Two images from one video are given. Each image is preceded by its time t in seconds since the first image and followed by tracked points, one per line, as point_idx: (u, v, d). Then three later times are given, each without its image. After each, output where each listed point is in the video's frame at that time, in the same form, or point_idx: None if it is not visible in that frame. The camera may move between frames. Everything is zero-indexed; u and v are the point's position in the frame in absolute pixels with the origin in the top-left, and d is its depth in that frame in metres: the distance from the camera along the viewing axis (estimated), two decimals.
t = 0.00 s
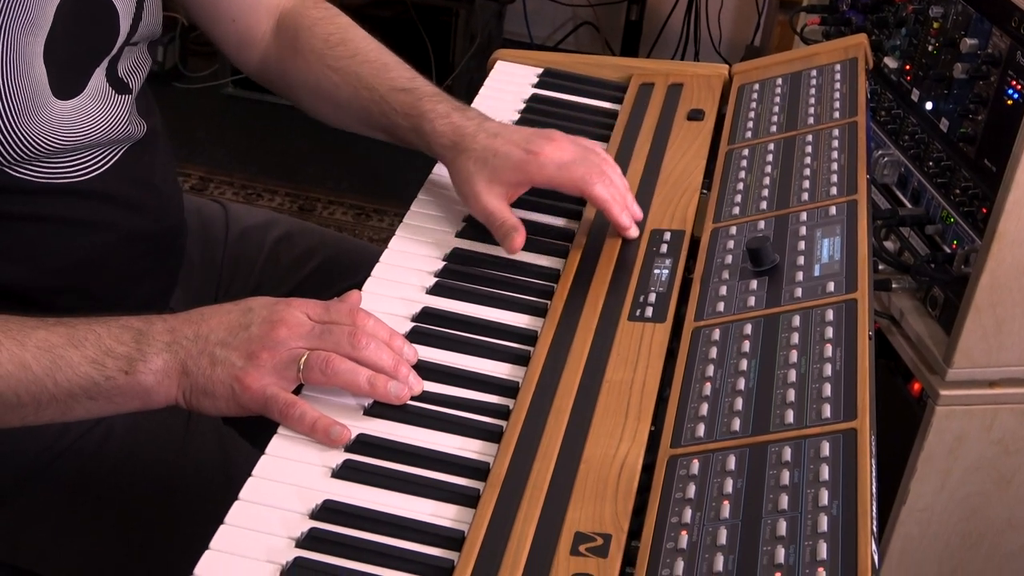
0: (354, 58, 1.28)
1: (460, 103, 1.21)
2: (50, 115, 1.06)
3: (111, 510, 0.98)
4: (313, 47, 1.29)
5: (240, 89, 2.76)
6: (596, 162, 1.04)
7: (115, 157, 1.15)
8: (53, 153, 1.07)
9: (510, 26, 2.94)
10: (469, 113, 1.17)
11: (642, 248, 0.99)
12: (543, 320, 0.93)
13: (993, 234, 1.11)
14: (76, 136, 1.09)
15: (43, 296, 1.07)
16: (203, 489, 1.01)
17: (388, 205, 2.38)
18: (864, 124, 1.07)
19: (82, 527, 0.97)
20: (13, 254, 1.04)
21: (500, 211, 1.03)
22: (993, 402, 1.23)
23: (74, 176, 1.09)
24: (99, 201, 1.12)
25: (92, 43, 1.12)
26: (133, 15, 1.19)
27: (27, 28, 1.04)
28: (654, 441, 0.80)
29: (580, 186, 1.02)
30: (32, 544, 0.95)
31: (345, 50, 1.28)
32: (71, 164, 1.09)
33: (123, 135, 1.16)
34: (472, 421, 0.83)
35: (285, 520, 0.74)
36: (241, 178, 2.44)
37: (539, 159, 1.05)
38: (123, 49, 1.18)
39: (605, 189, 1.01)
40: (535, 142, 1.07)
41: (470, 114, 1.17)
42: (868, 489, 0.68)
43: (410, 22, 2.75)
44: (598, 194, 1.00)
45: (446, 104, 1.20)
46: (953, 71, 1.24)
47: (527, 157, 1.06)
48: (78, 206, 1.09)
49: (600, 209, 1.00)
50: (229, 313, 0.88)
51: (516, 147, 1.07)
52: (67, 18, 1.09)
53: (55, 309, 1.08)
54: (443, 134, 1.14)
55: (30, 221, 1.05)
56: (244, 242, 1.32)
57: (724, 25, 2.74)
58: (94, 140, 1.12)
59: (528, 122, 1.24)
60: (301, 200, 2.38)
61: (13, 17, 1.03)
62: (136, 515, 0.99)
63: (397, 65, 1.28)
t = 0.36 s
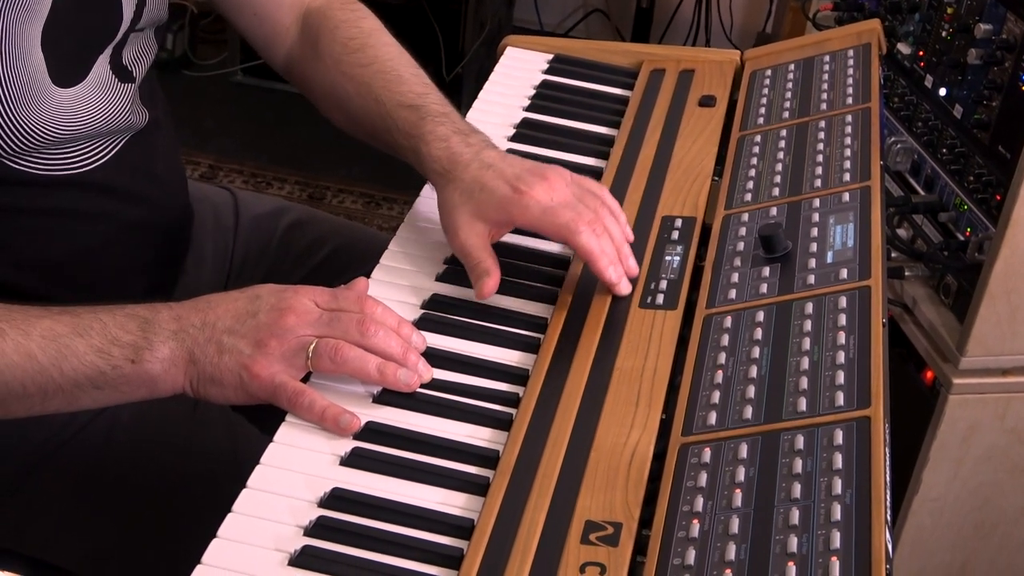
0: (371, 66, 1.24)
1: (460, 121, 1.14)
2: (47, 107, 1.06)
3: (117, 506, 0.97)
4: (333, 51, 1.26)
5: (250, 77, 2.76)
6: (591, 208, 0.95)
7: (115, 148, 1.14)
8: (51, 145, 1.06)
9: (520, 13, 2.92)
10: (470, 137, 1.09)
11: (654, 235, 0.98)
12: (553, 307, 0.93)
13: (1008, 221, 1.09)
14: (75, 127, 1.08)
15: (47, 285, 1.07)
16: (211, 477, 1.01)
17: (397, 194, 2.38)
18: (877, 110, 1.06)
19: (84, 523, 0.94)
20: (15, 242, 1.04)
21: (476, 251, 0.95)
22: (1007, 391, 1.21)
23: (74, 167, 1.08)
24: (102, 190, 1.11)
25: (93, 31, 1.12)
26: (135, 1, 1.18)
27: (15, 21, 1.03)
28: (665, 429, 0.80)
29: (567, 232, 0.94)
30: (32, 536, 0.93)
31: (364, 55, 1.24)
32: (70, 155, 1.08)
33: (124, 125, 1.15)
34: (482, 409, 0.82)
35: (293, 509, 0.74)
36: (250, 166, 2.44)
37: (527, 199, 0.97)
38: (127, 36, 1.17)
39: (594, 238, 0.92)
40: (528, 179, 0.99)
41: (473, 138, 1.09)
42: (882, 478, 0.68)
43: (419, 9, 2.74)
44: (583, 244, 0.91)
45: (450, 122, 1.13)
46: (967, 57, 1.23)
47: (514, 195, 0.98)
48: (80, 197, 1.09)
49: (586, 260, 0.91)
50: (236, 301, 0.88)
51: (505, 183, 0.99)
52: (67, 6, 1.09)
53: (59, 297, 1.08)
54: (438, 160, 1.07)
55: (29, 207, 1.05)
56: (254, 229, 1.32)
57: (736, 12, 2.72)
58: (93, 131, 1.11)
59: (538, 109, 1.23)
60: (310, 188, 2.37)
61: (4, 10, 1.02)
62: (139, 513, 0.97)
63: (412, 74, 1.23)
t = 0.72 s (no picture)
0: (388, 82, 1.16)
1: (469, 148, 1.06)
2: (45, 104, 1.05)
3: (117, 505, 0.97)
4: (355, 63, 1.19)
5: (257, 67, 2.76)
6: (583, 268, 0.86)
7: (116, 147, 1.12)
8: (47, 143, 1.05)
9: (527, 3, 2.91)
10: (476, 172, 1.00)
11: (660, 225, 0.97)
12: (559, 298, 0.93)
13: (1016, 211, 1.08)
14: (75, 124, 1.07)
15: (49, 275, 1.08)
16: (214, 466, 1.02)
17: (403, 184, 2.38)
18: (886, 100, 1.05)
19: (82, 524, 0.95)
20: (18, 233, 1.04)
21: (459, 302, 0.87)
22: (1018, 381, 1.20)
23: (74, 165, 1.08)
24: (109, 183, 1.11)
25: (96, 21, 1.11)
26: None
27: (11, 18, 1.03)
28: (671, 421, 0.79)
29: (550, 295, 0.84)
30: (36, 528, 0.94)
31: (385, 70, 1.17)
32: (71, 153, 1.07)
33: (126, 122, 1.14)
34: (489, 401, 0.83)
35: (297, 501, 0.74)
36: (257, 157, 2.44)
37: (513, 252, 0.87)
38: (134, 29, 1.16)
39: (577, 305, 0.83)
40: (519, 231, 0.89)
41: (482, 172, 1.01)
42: (889, 470, 0.67)
43: None
44: (563, 311, 0.82)
45: (459, 151, 1.04)
46: (977, 46, 1.22)
47: (501, 246, 0.88)
48: (84, 188, 1.09)
49: (565, 328, 0.82)
50: (240, 291, 0.88)
51: (495, 231, 0.90)
52: None
53: (61, 286, 1.09)
54: (436, 192, 0.99)
55: (32, 198, 1.05)
56: (263, 221, 1.32)
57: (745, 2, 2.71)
58: (95, 128, 1.10)
59: (544, 100, 1.23)
60: (317, 179, 2.37)
61: None
62: (140, 511, 0.97)
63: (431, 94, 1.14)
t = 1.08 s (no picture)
0: (403, 106, 1.06)
1: (479, 192, 0.93)
2: (51, 102, 1.04)
3: (117, 497, 0.97)
4: (374, 80, 1.11)
5: (265, 56, 2.76)
6: (566, 340, 0.76)
7: (119, 145, 1.12)
8: (53, 140, 1.05)
9: None
10: (477, 217, 0.89)
11: (666, 213, 0.97)
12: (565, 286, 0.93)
13: None
14: (81, 121, 1.07)
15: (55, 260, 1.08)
16: (219, 449, 1.02)
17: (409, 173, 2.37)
18: (893, 88, 1.05)
19: (84, 521, 0.95)
20: (24, 217, 1.04)
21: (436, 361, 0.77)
22: None
23: (80, 161, 1.08)
24: (116, 170, 1.12)
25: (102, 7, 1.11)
26: None
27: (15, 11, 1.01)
28: (677, 408, 0.79)
29: (525, 367, 0.74)
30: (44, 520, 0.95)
31: (402, 91, 1.08)
32: (76, 149, 1.07)
33: (132, 118, 1.13)
34: (494, 388, 0.83)
35: (303, 486, 0.74)
36: (264, 145, 2.44)
37: (493, 314, 0.77)
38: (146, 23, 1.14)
39: (553, 381, 0.73)
40: (506, 289, 0.79)
41: (485, 218, 0.89)
42: (894, 456, 0.67)
43: None
44: (536, 386, 0.73)
45: (463, 189, 0.93)
46: (985, 33, 1.21)
47: (482, 302, 0.78)
48: (90, 175, 1.09)
49: (536, 405, 0.73)
50: (245, 276, 0.88)
51: (479, 285, 0.80)
52: None
53: (67, 270, 1.09)
54: (431, 234, 0.88)
55: (37, 184, 1.05)
56: (274, 212, 1.33)
57: None
58: (101, 124, 1.09)
59: (550, 87, 1.22)
60: (324, 168, 2.37)
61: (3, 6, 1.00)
62: (141, 503, 0.97)
63: (444, 121, 1.03)
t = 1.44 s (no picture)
0: (405, 122, 0.96)
1: (481, 225, 0.84)
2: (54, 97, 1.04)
3: (116, 501, 0.97)
4: (378, 91, 1.02)
5: (269, 45, 2.76)
6: (547, 409, 0.70)
7: (121, 141, 1.12)
8: (56, 135, 1.05)
9: None
10: (474, 253, 0.80)
11: (668, 198, 0.97)
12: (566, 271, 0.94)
13: None
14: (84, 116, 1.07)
15: (59, 247, 1.08)
16: (222, 434, 1.02)
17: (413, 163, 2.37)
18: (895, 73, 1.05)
19: (85, 517, 0.95)
20: (27, 204, 1.04)
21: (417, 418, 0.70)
22: None
23: (82, 156, 1.07)
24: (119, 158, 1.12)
25: None
26: None
27: (22, 4, 1.01)
28: (678, 393, 0.80)
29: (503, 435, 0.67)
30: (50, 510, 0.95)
31: (405, 106, 0.97)
32: (79, 144, 1.07)
33: (135, 113, 1.13)
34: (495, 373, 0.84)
35: (304, 471, 0.74)
36: (268, 134, 2.45)
37: (473, 372, 0.70)
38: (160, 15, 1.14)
39: (531, 450, 0.66)
40: (490, 345, 0.72)
41: (482, 254, 0.80)
42: (894, 440, 0.67)
43: None
44: (513, 456, 0.66)
45: (461, 222, 0.83)
46: (988, 18, 1.20)
47: (466, 358, 0.71)
48: (92, 163, 1.08)
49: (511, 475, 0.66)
50: (246, 262, 0.92)
51: (465, 337, 0.72)
52: None
53: (69, 256, 1.09)
54: (422, 270, 0.79)
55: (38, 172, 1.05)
56: (280, 207, 1.32)
57: None
58: (104, 119, 1.09)
59: (552, 73, 1.22)
60: (328, 157, 2.37)
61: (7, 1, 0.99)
62: (142, 494, 0.97)
63: (447, 141, 0.93)
